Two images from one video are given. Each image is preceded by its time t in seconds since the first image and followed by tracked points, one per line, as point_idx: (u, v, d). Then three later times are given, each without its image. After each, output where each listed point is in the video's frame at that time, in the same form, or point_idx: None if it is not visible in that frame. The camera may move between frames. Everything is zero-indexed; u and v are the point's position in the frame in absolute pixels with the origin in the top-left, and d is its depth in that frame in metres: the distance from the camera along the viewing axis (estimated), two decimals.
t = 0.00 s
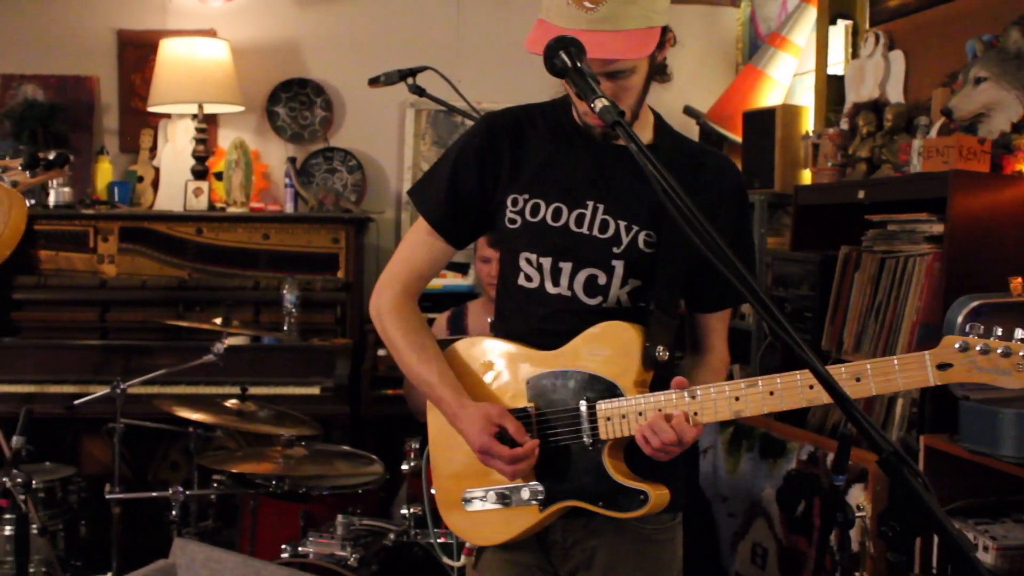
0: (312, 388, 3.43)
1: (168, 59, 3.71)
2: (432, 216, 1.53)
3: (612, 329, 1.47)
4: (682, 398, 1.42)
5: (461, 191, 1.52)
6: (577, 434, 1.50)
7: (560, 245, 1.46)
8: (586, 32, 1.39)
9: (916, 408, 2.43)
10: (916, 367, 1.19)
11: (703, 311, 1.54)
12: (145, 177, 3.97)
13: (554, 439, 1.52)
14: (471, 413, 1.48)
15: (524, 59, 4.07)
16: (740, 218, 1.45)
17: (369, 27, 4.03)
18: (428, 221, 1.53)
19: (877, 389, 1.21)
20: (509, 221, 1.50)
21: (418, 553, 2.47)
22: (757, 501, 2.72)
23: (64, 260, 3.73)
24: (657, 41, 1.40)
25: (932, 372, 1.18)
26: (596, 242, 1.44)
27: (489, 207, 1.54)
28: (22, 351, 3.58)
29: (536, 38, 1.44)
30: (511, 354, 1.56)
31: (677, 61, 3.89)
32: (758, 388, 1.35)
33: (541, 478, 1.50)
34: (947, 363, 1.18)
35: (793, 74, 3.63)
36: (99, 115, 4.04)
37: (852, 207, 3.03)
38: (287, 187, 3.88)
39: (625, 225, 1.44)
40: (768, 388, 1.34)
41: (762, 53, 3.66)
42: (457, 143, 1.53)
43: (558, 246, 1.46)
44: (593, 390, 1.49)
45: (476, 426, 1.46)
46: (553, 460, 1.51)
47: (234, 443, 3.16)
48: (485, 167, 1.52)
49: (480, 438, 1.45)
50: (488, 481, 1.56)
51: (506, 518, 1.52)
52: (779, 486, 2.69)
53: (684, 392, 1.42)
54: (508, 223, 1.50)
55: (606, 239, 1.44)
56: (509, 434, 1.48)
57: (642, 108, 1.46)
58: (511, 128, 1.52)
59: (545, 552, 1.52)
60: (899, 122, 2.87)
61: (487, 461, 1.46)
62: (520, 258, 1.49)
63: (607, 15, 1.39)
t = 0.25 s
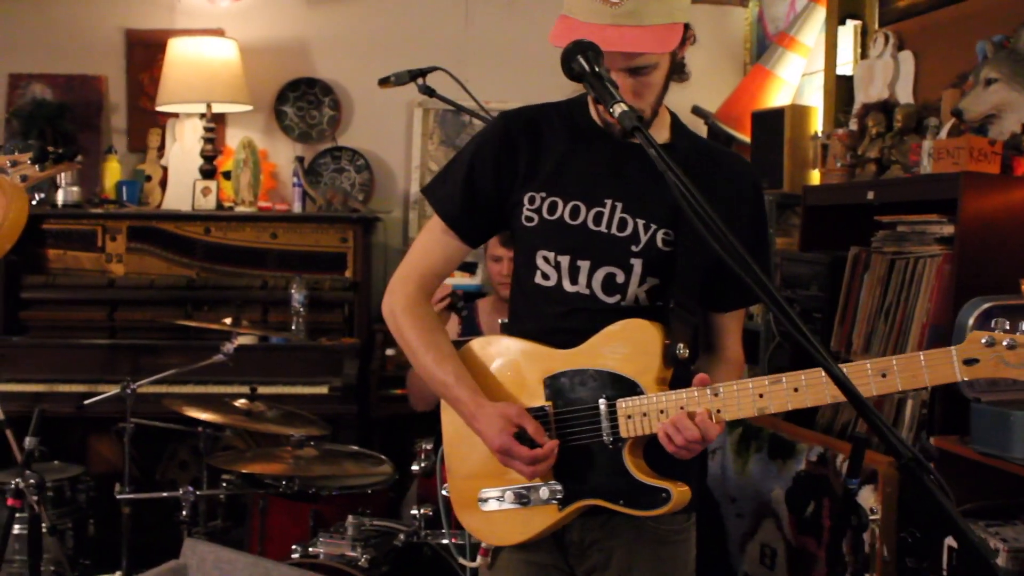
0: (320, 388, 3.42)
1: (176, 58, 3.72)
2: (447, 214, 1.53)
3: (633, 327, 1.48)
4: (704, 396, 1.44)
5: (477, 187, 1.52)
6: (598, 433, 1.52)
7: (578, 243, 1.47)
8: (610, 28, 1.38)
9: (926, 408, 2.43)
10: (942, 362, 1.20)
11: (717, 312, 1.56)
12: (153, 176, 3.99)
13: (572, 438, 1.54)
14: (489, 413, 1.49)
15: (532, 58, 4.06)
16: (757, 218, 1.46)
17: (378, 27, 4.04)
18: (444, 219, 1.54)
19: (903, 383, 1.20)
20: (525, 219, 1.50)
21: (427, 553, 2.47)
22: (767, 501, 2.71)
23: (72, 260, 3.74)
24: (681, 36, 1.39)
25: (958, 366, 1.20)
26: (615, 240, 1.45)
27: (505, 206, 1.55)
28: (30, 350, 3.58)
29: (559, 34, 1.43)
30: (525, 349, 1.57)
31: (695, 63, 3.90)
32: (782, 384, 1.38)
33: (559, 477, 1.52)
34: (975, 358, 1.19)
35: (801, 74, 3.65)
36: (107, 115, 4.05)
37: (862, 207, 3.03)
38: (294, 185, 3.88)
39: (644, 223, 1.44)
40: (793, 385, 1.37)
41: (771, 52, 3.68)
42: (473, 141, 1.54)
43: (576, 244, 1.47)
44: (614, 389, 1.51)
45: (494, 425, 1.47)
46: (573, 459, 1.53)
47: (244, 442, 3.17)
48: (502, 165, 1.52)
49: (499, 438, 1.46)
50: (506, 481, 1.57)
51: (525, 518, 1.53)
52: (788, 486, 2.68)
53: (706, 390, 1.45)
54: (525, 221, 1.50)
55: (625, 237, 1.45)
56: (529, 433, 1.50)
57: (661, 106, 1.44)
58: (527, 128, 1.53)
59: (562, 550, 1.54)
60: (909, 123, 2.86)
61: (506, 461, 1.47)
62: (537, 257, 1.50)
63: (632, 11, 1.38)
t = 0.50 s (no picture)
0: (326, 390, 3.43)
1: (182, 62, 3.72)
2: (460, 222, 1.56)
3: (646, 340, 1.53)
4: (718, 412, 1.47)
5: (489, 197, 1.55)
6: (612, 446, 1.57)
7: (591, 256, 1.51)
8: (629, 50, 1.43)
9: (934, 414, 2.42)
10: (957, 387, 1.20)
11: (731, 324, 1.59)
12: (159, 179, 3.98)
13: (587, 452, 1.59)
14: (504, 426, 1.54)
15: (538, 60, 4.06)
16: (768, 231, 1.47)
17: (384, 30, 4.04)
18: (457, 229, 1.57)
19: (917, 405, 1.21)
20: (537, 230, 1.54)
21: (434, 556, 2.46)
22: (773, 504, 2.72)
23: (78, 262, 3.75)
24: (696, 57, 1.45)
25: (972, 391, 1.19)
26: (628, 253, 1.49)
27: (518, 214, 1.58)
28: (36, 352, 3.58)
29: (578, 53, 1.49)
30: (541, 361, 1.62)
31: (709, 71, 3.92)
32: (797, 405, 1.39)
33: (573, 489, 1.57)
34: (989, 383, 1.18)
35: (808, 77, 3.64)
36: (113, 117, 4.06)
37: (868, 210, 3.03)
38: (300, 188, 3.88)
39: (656, 236, 1.48)
40: (807, 406, 1.38)
41: (776, 56, 3.66)
42: (487, 150, 1.57)
43: (589, 257, 1.51)
44: (628, 401, 1.56)
45: (510, 438, 1.53)
46: (586, 470, 1.58)
47: (252, 446, 3.18)
48: (514, 175, 1.55)
49: (515, 451, 1.52)
50: (521, 492, 1.64)
51: (539, 528, 1.59)
52: (795, 490, 2.68)
53: (720, 406, 1.47)
54: (537, 232, 1.55)
55: (638, 250, 1.49)
56: (543, 446, 1.55)
57: (675, 122, 1.50)
58: (539, 138, 1.56)
59: (574, 557, 1.60)
60: (916, 126, 2.86)
61: (521, 473, 1.53)
62: (551, 268, 1.55)
63: (650, 32, 1.44)
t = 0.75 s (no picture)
0: (335, 391, 3.42)
1: (190, 62, 3.72)
2: (474, 222, 1.57)
3: (662, 335, 1.54)
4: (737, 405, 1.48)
5: (504, 198, 1.56)
6: (629, 442, 1.58)
7: (606, 253, 1.51)
8: (639, 39, 1.43)
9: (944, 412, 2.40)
10: (976, 374, 1.19)
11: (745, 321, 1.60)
12: (167, 179, 3.96)
13: (604, 446, 1.60)
14: (521, 420, 1.54)
15: (545, 60, 4.06)
16: (782, 225, 1.47)
17: (391, 29, 4.04)
18: (472, 229, 1.58)
19: (938, 394, 1.22)
20: (553, 228, 1.55)
21: (443, 558, 2.41)
22: (783, 505, 2.71)
23: (86, 263, 3.75)
24: (707, 48, 1.44)
25: (992, 375, 1.19)
26: (644, 249, 1.49)
27: (533, 214, 1.58)
28: (44, 352, 3.58)
29: (590, 46, 1.48)
30: (557, 358, 1.62)
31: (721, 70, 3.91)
32: (816, 394, 1.41)
33: (590, 487, 1.58)
34: (1009, 368, 1.17)
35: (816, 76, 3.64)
36: (121, 117, 4.06)
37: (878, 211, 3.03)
38: (308, 188, 3.87)
39: (672, 233, 1.49)
40: (827, 395, 1.40)
41: (785, 55, 3.68)
42: (501, 149, 1.57)
43: (604, 254, 1.51)
44: (644, 397, 1.57)
45: (527, 433, 1.53)
46: (604, 467, 1.59)
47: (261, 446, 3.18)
48: (529, 174, 1.56)
49: (533, 445, 1.52)
50: (536, 490, 1.64)
51: (556, 526, 1.60)
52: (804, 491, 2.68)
53: (738, 399, 1.49)
54: (552, 230, 1.55)
55: (654, 246, 1.49)
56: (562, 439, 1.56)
57: (687, 117, 1.49)
58: (554, 137, 1.56)
59: (590, 556, 1.61)
60: (926, 126, 2.86)
61: (541, 468, 1.53)
62: (566, 266, 1.55)
63: (660, 23, 1.43)
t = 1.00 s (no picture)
0: (341, 392, 3.42)
1: (196, 63, 3.72)
2: (485, 230, 1.58)
3: (674, 343, 1.53)
4: (750, 412, 1.46)
5: (514, 207, 1.58)
6: (642, 450, 1.58)
7: (618, 260, 1.52)
8: (657, 50, 1.45)
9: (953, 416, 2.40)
10: (991, 382, 1.19)
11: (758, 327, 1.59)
12: (172, 180, 3.98)
13: (616, 454, 1.60)
14: (531, 428, 1.56)
15: (551, 61, 4.06)
16: (794, 234, 1.46)
17: (397, 30, 4.04)
18: (483, 237, 1.59)
19: (952, 402, 1.21)
20: (564, 236, 1.55)
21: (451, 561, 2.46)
22: (790, 508, 2.71)
23: (92, 263, 3.75)
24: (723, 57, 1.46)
25: (1007, 385, 1.18)
26: (656, 257, 1.50)
27: (545, 221, 1.59)
28: (50, 353, 3.58)
29: (604, 56, 1.49)
30: (569, 366, 1.62)
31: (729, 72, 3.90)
32: (829, 403, 1.37)
33: (602, 494, 1.59)
34: None
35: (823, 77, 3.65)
36: (127, 118, 4.06)
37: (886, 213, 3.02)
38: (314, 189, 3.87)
39: (683, 240, 1.50)
40: (840, 404, 1.36)
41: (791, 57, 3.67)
42: (512, 158, 1.59)
43: (616, 261, 1.52)
44: (657, 404, 1.57)
45: (538, 440, 1.54)
46: (615, 474, 1.59)
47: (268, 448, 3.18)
48: (540, 182, 1.57)
49: (544, 454, 1.53)
50: (548, 496, 1.64)
51: (569, 533, 1.60)
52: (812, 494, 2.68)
53: (753, 406, 1.46)
54: (564, 238, 1.56)
55: (665, 253, 1.50)
56: (572, 450, 1.57)
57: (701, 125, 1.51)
58: (566, 145, 1.58)
59: (602, 561, 1.62)
60: (934, 128, 2.85)
61: (551, 476, 1.54)
62: (578, 273, 1.55)
63: (677, 33, 1.44)
